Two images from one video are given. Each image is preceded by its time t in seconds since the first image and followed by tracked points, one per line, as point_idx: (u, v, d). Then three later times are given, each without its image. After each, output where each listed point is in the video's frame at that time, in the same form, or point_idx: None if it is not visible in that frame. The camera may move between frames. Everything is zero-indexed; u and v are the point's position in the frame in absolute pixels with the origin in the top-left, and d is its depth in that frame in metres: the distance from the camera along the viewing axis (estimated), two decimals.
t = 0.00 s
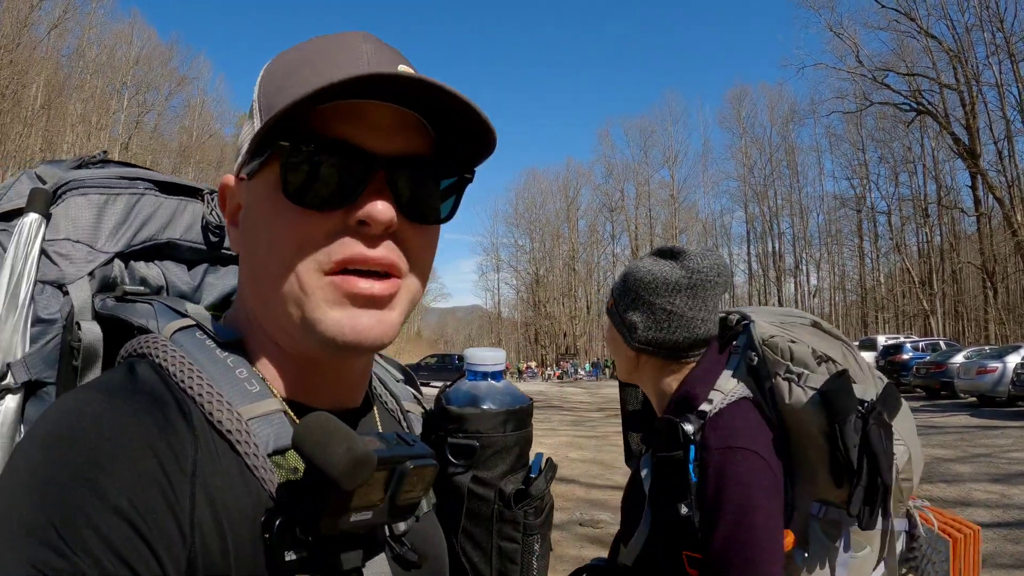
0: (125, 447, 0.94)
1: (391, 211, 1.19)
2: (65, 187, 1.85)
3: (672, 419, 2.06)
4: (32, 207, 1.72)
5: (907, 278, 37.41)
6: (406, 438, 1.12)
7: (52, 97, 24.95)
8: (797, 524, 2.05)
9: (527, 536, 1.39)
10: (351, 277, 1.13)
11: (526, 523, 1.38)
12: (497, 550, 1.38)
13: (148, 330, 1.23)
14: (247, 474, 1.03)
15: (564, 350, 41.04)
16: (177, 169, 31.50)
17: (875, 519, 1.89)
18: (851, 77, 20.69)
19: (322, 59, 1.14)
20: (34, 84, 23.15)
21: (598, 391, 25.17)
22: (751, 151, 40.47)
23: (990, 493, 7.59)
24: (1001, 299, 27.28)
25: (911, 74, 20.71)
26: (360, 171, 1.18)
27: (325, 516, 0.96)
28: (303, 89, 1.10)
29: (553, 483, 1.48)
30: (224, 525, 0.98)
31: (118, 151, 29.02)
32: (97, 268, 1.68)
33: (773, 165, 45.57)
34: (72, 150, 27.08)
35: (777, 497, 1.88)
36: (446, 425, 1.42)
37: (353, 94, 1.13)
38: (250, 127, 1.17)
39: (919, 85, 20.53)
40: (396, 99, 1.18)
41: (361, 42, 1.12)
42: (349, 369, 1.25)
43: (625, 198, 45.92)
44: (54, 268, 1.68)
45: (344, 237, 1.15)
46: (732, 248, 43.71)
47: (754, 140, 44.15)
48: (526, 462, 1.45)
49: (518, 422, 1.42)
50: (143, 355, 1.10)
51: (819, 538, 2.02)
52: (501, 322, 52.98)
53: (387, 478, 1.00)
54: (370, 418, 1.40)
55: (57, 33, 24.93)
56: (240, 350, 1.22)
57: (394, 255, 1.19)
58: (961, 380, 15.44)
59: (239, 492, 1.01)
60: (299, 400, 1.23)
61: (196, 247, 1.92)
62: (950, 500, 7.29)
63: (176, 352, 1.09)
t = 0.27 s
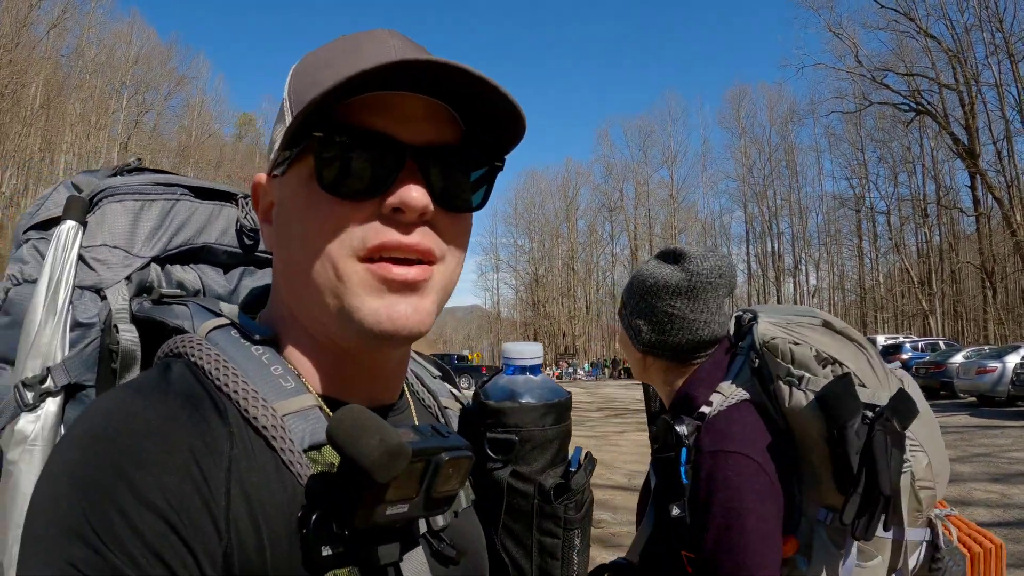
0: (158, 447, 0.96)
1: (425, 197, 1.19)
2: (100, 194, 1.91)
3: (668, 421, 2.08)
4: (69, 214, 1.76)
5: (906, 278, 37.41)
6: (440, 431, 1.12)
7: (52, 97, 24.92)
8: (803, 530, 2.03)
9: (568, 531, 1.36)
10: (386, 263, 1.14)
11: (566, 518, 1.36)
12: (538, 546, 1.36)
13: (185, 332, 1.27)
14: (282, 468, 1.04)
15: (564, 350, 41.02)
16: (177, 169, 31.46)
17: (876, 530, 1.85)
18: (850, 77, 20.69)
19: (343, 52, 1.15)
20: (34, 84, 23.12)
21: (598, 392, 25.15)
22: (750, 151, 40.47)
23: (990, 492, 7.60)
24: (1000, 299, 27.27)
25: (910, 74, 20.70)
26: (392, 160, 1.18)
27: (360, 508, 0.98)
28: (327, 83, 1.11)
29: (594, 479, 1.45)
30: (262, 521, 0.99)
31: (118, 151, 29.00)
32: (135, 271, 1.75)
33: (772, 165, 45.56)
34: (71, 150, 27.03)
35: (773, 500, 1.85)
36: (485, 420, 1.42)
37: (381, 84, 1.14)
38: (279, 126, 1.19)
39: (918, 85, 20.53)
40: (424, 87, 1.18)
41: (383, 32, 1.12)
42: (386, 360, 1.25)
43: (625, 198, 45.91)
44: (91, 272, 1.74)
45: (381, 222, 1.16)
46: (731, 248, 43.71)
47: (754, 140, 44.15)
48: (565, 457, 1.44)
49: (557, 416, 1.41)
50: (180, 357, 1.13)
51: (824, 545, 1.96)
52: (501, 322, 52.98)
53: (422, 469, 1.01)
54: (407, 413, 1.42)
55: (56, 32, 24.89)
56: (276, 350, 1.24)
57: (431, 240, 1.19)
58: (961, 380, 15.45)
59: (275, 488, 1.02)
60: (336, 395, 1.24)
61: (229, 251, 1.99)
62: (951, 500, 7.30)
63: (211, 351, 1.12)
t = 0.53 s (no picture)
0: (193, 466, 0.98)
1: (466, 219, 1.22)
2: (130, 212, 1.79)
3: (703, 432, 2.05)
4: (100, 231, 1.67)
5: (906, 278, 37.39)
6: (476, 452, 1.13)
7: (51, 97, 24.91)
8: (833, 540, 2.00)
9: (599, 548, 1.36)
10: (428, 280, 1.16)
11: (598, 535, 1.36)
12: (569, 563, 1.37)
13: (215, 350, 1.25)
14: (317, 491, 1.05)
15: (564, 350, 41.00)
16: (177, 170, 31.43)
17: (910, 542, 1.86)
18: (850, 77, 20.68)
19: (382, 75, 1.18)
20: (33, 84, 23.09)
21: (598, 392, 25.13)
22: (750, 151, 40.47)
23: (993, 493, 7.59)
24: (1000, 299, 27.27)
25: (910, 74, 20.69)
26: (430, 180, 1.21)
27: (396, 531, 0.98)
28: (370, 103, 1.14)
29: (624, 493, 1.44)
30: (297, 541, 1.01)
31: (117, 152, 28.93)
32: (165, 290, 1.65)
33: (771, 165, 45.55)
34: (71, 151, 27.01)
35: (812, 511, 1.87)
36: (516, 437, 1.39)
37: (420, 106, 1.16)
38: (315, 145, 1.22)
39: (918, 85, 20.51)
40: (466, 108, 1.22)
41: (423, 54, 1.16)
42: (420, 377, 1.27)
43: (625, 198, 45.90)
44: (122, 290, 1.64)
45: (425, 241, 1.19)
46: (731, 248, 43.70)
47: (754, 140, 44.14)
48: (597, 474, 1.42)
49: (590, 432, 1.40)
50: (213, 375, 1.14)
51: (855, 555, 1.94)
52: (501, 322, 52.93)
53: (457, 492, 1.02)
54: (439, 432, 1.43)
55: (56, 32, 24.87)
56: (308, 369, 1.25)
57: (469, 258, 1.22)
58: (961, 380, 15.43)
59: (310, 509, 1.04)
60: (368, 415, 1.26)
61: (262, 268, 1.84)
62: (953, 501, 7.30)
63: (245, 372, 1.13)
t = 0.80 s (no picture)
0: (192, 475, 0.99)
1: (482, 227, 1.24)
2: (131, 218, 1.81)
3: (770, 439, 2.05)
4: (100, 238, 1.67)
5: (907, 278, 37.36)
6: (476, 462, 1.14)
7: (51, 97, 24.91)
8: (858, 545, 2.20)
9: (604, 557, 1.35)
10: (445, 285, 1.18)
11: (602, 543, 1.35)
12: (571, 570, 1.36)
13: (216, 359, 1.23)
14: (316, 500, 1.05)
15: (564, 350, 41.00)
16: (177, 170, 31.39)
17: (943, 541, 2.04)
18: (851, 77, 20.66)
19: (395, 85, 1.20)
20: (33, 85, 23.09)
21: (599, 392, 25.10)
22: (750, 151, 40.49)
23: (993, 494, 7.58)
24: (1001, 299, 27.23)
25: (910, 75, 20.68)
26: (441, 188, 1.22)
27: (395, 541, 0.98)
28: (385, 114, 1.16)
29: (627, 500, 1.44)
30: (294, 551, 1.01)
31: (118, 152, 28.95)
32: (165, 296, 1.64)
33: (772, 165, 45.52)
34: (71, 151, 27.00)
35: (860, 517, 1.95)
36: (520, 446, 1.39)
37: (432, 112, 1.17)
38: (322, 154, 1.23)
39: (918, 85, 20.50)
40: (481, 118, 1.23)
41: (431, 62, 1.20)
42: (424, 384, 1.29)
43: (625, 199, 45.88)
44: (122, 297, 1.64)
45: (442, 247, 1.20)
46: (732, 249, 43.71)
47: (754, 140, 44.14)
48: (600, 483, 1.43)
49: (593, 440, 1.40)
50: (213, 383, 1.13)
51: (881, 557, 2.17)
52: (501, 323, 52.91)
53: (457, 502, 1.03)
54: (441, 441, 1.42)
55: (56, 33, 24.87)
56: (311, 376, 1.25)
57: (482, 264, 1.23)
58: (961, 381, 15.42)
59: (310, 518, 1.04)
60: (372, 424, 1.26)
61: (262, 274, 1.82)
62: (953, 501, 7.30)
63: (244, 380, 1.12)
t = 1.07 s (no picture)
0: (182, 477, 0.98)
1: (489, 224, 1.25)
2: (122, 215, 1.76)
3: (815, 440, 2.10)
4: (91, 235, 1.66)
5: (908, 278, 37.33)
6: (466, 465, 1.15)
7: (52, 98, 24.95)
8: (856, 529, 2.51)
9: (591, 558, 1.35)
10: (454, 283, 1.19)
11: (590, 545, 1.35)
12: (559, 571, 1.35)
13: (206, 359, 1.22)
14: (306, 500, 1.05)
15: (564, 350, 41.02)
16: (177, 171, 31.44)
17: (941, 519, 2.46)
18: (851, 78, 20.66)
19: (397, 86, 1.21)
20: (35, 86, 23.13)
21: (599, 393, 25.11)
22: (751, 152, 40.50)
23: (993, 495, 7.57)
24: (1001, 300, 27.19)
25: (911, 75, 20.69)
26: (450, 188, 1.22)
27: (385, 544, 0.98)
28: (387, 116, 1.16)
29: (616, 502, 1.43)
30: (285, 552, 1.01)
31: (118, 153, 28.99)
32: (155, 294, 1.63)
33: (773, 166, 45.50)
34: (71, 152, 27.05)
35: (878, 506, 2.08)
36: (509, 447, 1.38)
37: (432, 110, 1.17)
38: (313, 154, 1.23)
39: (919, 86, 20.51)
40: (480, 118, 1.24)
41: (430, 64, 1.23)
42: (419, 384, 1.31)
43: (626, 199, 45.88)
44: (112, 295, 1.63)
45: (449, 245, 1.21)
46: (732, 249, 43.70)
47: (755, 141, 44.14)
48: (588, 484, 1.42)
49: (582, 441, 1.39)
50: (202, 383, 1.13)
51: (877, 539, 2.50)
52: (502, 323, 52.94)
53: (447, 506, 1.04)
54: (430, 446, 1.41)
55: (56, 34, 24.91)
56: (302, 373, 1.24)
57: (486, 267, 1.25)
58: (962, 381, 15.41)
59: (301, 520, 1.04)
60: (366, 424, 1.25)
61: (254, 272, 1.84)
62: (953, 502, 7.29)
63: (234, 380, 1.11)
